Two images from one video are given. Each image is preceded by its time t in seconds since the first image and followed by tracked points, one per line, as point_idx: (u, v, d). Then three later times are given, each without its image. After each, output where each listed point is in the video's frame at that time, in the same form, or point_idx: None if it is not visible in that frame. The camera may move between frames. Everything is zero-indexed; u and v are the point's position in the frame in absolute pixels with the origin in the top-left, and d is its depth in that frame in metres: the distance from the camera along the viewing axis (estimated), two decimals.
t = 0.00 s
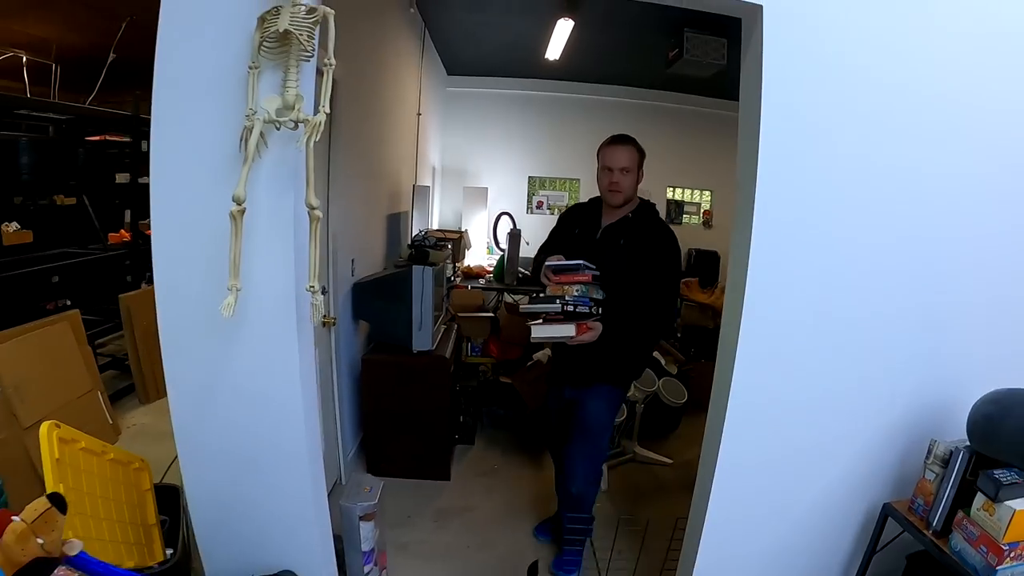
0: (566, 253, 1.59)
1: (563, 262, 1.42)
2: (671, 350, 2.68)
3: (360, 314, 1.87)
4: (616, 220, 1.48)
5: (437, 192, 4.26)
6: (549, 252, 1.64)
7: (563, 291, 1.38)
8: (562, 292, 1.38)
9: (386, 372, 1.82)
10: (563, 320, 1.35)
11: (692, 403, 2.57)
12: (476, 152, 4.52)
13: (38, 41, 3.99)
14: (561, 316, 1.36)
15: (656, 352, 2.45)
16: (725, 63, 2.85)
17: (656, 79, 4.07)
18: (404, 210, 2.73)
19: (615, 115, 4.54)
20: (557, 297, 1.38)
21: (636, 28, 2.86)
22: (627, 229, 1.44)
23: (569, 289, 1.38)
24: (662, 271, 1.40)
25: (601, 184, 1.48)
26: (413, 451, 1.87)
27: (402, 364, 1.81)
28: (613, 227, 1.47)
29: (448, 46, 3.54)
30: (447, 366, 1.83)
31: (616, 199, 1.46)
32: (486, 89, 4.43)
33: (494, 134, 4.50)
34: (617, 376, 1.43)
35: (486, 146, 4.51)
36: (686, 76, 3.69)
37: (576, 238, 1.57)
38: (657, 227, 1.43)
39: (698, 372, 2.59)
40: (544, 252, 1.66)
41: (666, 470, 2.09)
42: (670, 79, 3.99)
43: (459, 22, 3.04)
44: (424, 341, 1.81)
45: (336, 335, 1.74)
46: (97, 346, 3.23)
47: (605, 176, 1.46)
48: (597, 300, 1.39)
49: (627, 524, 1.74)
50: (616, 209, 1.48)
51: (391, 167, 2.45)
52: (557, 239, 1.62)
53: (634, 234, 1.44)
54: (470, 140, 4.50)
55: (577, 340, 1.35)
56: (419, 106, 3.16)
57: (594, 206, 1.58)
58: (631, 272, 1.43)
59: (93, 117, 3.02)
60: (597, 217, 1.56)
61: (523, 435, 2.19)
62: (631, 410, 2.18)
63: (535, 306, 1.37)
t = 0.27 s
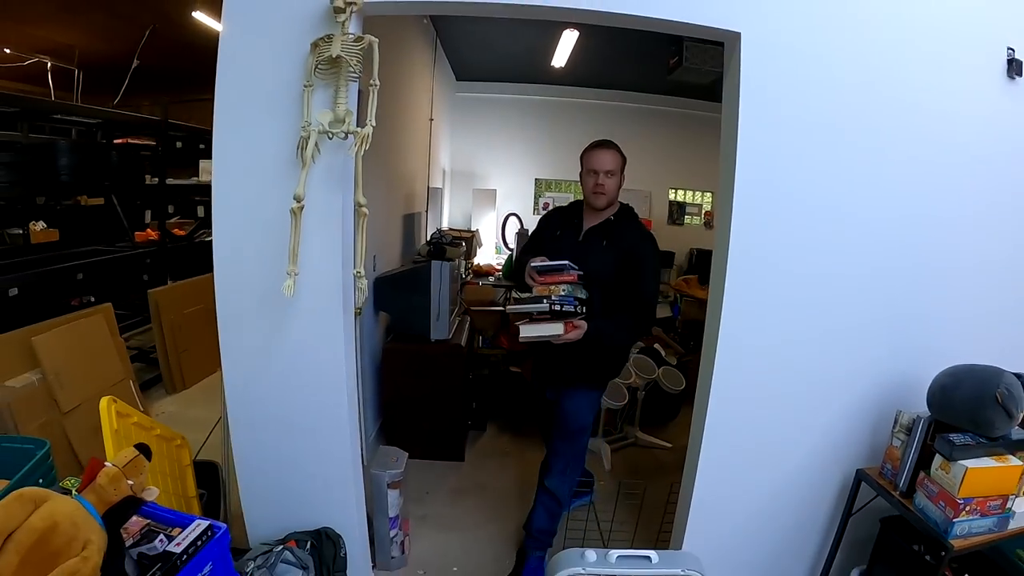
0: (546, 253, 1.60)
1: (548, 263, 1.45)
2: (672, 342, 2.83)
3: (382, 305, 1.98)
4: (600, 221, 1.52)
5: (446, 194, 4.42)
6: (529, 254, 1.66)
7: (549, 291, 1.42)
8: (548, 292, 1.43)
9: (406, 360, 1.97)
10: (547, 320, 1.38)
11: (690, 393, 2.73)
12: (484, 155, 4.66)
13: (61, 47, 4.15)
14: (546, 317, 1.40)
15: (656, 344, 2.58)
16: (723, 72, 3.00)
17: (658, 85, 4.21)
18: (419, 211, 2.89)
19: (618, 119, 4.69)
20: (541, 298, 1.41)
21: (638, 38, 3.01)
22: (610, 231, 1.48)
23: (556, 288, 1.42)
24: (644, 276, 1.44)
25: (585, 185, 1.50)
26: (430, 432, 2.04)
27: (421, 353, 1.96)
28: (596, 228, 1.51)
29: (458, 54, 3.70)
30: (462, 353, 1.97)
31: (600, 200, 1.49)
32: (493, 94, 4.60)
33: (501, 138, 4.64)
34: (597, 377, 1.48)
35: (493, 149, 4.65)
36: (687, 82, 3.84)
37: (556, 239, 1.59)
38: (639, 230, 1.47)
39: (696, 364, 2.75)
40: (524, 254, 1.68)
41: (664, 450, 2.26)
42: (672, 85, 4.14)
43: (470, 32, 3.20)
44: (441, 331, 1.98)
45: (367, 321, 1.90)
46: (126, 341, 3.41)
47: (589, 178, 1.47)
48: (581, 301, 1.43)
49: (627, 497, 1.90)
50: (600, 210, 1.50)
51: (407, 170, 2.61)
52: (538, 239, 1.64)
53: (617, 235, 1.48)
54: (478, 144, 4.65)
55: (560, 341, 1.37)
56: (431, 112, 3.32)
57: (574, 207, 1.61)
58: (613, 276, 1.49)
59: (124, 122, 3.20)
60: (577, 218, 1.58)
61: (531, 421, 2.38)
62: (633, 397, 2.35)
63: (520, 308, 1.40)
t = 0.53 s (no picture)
0: (528, 250, 1.72)
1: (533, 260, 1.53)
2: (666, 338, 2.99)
3: (394, 302, 2.13)
4: (578, 219, 1.64)
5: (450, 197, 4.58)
6: (510, 250, 1.77)
7: (535, 286, 1.50)
8: (533, 287, 1.50)
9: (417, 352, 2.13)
10: (534, 315, 1.49)
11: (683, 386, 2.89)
12: (486, 159, 4.82)
13: (78, 55, 4.30)
14: (533, 311, 1.50)
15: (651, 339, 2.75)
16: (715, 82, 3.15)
17: (655, 92, 4.37)
18: (426, 214, 3.05)
19: (617, 124, 4.85)
20: (527, 293, 1.50)
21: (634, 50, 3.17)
22: (591, 228, 1.61)
23: (541, 284, 1.50)
24: (624, 270, 1.58)
25: (565, 181, 1.61)
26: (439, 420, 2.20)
27: (431, 344, 2.11)
28: (576, 227, 1.64)
29: (462, 63, 3.86)
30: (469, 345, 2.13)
31: (579, 196, 1.61)
32: (495, 100, 4.75)
33: (503, 142, 4.80)
34: (584, 366, 1.63)
35: (496, 154, 4.81)
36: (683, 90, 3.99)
37: (537, 237, 1.70)
38: (618, 228, 1.61)
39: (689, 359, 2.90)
40: (507, 250, 1.79)
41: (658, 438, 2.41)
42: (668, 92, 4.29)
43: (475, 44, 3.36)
44: (449, 323, 2.15)
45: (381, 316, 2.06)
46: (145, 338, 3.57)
47: (570, 174, 1.59)
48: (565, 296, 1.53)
49: (623, 482, 2.05)
50: (578, 205, 1.63)
51: (417, 176, 2.77)
52: (521, 237, 1.75)
53: (598, 232, 1.61)
54: (481, 148, 4.81)
55: (546, 334, 1.50)
56: (437, 119, 3.47)
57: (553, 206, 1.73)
58: (595, 271, 1.63)
59: (147, 129, 3.37)
60: (556, 217, 1.70)
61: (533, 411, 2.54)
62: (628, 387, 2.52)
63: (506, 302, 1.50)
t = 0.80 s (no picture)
0: (497, 249, 1.83)
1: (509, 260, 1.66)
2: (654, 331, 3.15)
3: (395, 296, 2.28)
4: (547, 220, 1.78)
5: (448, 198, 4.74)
6: (478, 249, 1.88)
7: (514, 286, 1.63)
8: (512, 286, 1.64)
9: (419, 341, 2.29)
10: (513, 313, 1.63)
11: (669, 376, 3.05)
12: (484, 161, 4.98)
13: (90, 62, 4.47)
14: (512, 310, 1.63)
15: (639, 331, 2.91)
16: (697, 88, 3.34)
17: (646, 95, 4.53)
18: (426, 213, 3.22)
19: (610, 127, 5.02)
20: (506, 292, 1.63)
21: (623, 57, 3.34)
22: (560, 228, 1.76)
23: (519, 283, 1.64)
24: (592, 267, 1.76)
25: (534, 182, 1.72)
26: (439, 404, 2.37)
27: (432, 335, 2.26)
28: (545, 228, 1.78)
29: (459, 69, 4.02)
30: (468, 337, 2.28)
31: (547, 197, 1.72)
32: (492, 104, 4.91)
33: (499, 145, 4.96)
34: (557, 360, 1.78)
35: (492, 156, 4.97)
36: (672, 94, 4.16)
37: (506, 237, 1.81)
38: (586, 227, 1.77)
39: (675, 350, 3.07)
40: (474, 249, 1.89)
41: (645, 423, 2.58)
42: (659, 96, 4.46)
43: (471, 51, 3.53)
44: (448, 316, 2.28)
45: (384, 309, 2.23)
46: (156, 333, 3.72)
47: (539, 177, 1.70)
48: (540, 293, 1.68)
49: (611, 463, 2.20)
50: (545, 205, 1.74)
51: (417, 177, 2.93)
52: (487, 235, 1.86)
53: (567, 231, 1.77)
54: (478, 150, 4.97)
55: (526, 331, 1.64)
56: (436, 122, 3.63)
57: (519, 206, 1.85)
58: (566, 269, 1.78)
59: (161, 134, 3.53)
60: (524, 217, 1.82)
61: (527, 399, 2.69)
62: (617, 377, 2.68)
63: (485, 301, 1.62)
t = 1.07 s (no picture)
0: (449, 261, 1.95)
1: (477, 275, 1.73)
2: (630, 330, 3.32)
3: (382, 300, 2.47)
4: (500, 232, 1.92)
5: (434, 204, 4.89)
6: (430, 260, 1.99)
7: (486, 299, 1.73)
8: (483, 300, 1.74)
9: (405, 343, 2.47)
10: (487, 326, 1.74)
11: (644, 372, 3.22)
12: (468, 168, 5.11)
13: (85, 71, 4.57)
14: (484, 324, 1.75)
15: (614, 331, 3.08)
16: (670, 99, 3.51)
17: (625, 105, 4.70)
18: (412, 220, 3.37)
19: (590, 135, 5.18)
20: (479, 306, 1.72)
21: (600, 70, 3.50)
22: (514, 241, 1.91)
23: (490, 297, 1.74)
24: (547, 279, 1.93)
25: (485, 196, 1.85)
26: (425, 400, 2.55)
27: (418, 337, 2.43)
28: (497, 241, 1.92)
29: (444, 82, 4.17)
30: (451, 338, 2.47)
31: (498, 208, 1.86)
32: (476, 112, 5.05)
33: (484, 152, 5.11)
34: (508, 371, 1.92)
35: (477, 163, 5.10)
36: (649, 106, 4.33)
37: (459, 249, 1.94)
38: (538, 241, 1.93)
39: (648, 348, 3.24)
40: (425, 260, 2.00)
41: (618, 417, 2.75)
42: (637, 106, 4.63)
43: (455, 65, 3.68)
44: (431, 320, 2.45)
45: (372, 314, 2.42)
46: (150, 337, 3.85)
47: (490, 190, 1.83)
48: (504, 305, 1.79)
49: (584, 452, 2.40)
50: (497, 216, 1.88)
51: (404, 186, 3.09)
52: (439, 247, 1.97)
53: (521, 244, 1.92)
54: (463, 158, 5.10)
55: (501, 341, 1.77)
56: (422, 132, 3.76)
57: (469, 219, 1.97)
58: (522, 281, 1.93)
59: (156, 144, 3.66)
60: (475, 228, 1.95)
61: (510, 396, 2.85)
62: (593, 374, 2.85)
63: (459, 316, 1.71)
